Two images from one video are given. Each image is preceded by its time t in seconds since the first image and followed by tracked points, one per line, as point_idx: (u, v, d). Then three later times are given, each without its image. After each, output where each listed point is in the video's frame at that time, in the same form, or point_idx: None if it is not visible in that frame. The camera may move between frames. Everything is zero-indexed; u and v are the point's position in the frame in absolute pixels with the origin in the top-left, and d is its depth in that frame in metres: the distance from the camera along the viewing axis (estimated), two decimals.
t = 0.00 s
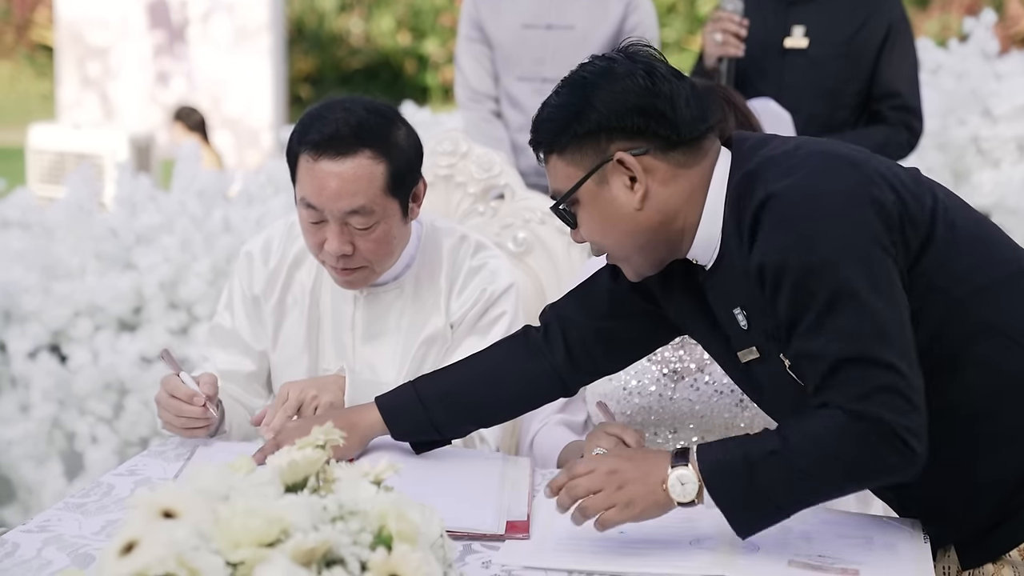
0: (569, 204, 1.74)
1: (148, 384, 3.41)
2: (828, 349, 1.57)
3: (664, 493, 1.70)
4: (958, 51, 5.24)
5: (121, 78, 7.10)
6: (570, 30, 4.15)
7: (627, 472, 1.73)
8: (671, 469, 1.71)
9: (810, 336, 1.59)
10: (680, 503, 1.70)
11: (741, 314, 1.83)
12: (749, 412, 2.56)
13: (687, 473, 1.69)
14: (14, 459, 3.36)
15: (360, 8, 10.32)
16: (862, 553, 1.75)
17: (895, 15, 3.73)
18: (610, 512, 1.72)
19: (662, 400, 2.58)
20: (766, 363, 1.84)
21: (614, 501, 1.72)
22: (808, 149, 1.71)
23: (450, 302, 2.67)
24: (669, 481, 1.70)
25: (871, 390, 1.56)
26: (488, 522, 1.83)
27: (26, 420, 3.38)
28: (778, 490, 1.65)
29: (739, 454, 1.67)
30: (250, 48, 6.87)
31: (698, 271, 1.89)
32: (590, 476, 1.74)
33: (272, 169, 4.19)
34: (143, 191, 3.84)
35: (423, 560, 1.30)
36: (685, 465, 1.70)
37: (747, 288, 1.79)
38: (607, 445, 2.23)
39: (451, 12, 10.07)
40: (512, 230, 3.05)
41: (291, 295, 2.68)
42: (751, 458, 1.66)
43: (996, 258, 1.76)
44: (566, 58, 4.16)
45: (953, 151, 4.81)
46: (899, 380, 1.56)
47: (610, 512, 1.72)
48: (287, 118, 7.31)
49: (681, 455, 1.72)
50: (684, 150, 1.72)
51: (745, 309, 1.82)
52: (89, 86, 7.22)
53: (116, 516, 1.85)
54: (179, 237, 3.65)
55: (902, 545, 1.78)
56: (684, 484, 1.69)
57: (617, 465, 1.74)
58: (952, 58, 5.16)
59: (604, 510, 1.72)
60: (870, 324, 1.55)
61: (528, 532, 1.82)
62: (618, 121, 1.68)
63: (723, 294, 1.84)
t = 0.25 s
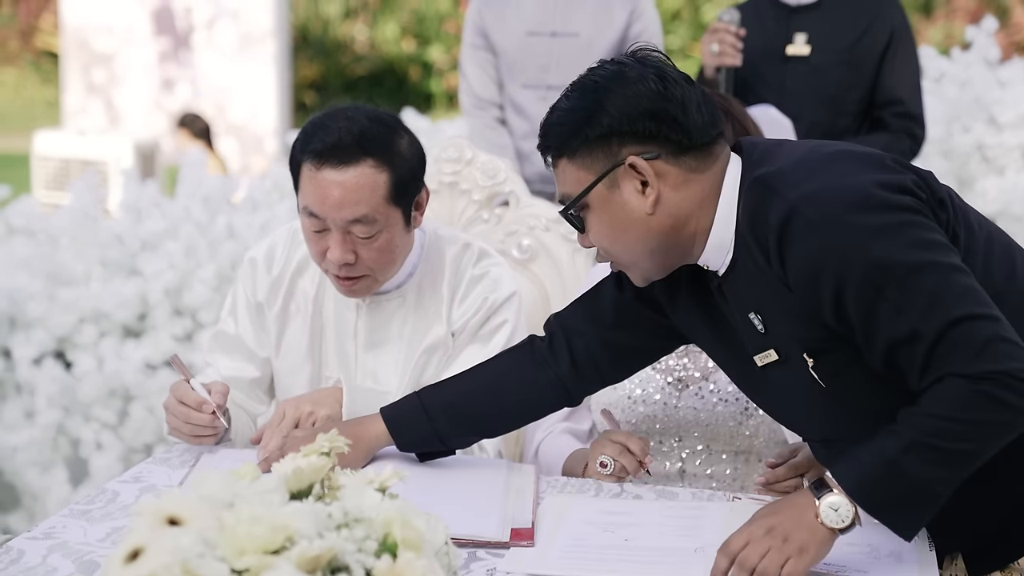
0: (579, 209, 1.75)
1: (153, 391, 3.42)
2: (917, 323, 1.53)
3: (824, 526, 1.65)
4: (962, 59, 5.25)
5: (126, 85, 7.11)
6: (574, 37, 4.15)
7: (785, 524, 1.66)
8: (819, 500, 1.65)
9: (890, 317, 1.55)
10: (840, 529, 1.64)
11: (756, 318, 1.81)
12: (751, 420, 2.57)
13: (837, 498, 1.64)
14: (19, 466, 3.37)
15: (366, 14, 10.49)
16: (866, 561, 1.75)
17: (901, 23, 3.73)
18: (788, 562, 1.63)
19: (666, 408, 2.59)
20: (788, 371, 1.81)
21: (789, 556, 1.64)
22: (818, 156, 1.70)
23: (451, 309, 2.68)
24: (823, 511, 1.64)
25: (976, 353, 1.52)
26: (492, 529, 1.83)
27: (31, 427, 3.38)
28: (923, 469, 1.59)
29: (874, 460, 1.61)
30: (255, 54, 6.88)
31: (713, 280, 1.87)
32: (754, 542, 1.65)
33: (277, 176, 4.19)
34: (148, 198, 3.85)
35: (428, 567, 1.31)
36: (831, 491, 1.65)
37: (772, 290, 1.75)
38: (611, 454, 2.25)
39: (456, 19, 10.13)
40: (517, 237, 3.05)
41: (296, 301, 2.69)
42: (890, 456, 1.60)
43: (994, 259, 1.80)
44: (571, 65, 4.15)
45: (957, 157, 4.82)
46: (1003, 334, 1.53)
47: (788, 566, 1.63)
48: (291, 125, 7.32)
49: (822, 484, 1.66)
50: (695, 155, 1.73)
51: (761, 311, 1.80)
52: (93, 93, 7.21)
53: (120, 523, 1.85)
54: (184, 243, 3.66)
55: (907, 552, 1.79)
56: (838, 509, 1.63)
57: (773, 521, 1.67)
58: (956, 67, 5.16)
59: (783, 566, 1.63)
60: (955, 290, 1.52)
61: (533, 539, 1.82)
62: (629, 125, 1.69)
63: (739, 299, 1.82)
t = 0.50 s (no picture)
0: (597, 190, 1.73)
1: (157, 385, 3.43)
2: (942, 312, 1.53)
3: (844, 522, 1.65)
4: (965, 53, 5.24)
5: (129, 79, 7.11)
6: (577, 31, 4.14)
7: (802, 520, 1.66)
8: (838, 496, 1.65)
9: (912, 305, 1.55)
10: (858, 524, 1.64)
11: (776, 303, 1.79)
12: (752, 415, 2.57)
13: (858, 494, 1.64)
14: (23, 459, 3.37)
15: (368, 8, 10.39)
16: (870, 553, 1.76)
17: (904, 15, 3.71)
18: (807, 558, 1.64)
19: (667, 405, 2.60)
20: (805, 356, 1.80)
21: (806, 553, 1.64)
22: (845, 142, 1.70)
23: (456, 302, 2.69)
24: (841, 507, 1.64)
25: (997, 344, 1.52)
26: (496, 521, 1.84)
27: (35, 420, 3.38)
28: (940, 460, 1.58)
29: (894, 454, 1.60)
30: (259, 49, 6.89)
31: (731, 266, 1.86)
32: (771, 541, 1.65)
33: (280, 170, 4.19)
34: (151, 192, 3.86)
35: (433, 561, 1.31)
36: (850, 487, 1.65)
37: (795, 274, 1.75)
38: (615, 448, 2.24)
39: (459, 13, 10.01)
40: (520, 231, 3.06)
41: (301, 290, 2.70)
42: (910, 451, 1.59)
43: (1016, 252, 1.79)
44: (574, 59, 4.14)
45: (961, 152, 4.66)
46: None
47: (808, 562, 1.64)
48: (295, 120, 7.33)
49: (839, 481, 1.67)
50: (716, 139, 1.72)
51: (780, 296, 1.79)
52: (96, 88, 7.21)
53: (125, 516, 1.86)
54: (187, 237, 3.67)
55: (910, 544, 1.79)
56: (857, 504, 1.64)
57: (790, 518, 1.67)
58: (960, 60, 5.15)
59: (802, 562, 1.64)
60: (979, 280, 1.52)
61: (536, 532, 1.83)
62: (651, 106, 1.68)
63: (757, 284, 1.81)
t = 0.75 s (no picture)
0: (621, 172, 1.74)
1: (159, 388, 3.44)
2: (958, 312, 1.53)
3: (846, 525, 1.63)
4: (966, 55, 5.24)
5: (131, 82, 7.11)
6: (579, 34, 4.12)
7: (805, 522, 1.64)
8: (840, 498, 1.63)
9: (929, 302, 1.55)
10: (862, 527, 1.63)
11: (797, 293, 1.79)
12: (753, 421, 2.55)
13: (860, 496, 1.62)
14: (25, 462, 3.37)
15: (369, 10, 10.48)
16: (872, 555, 1.76)
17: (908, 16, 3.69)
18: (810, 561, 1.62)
19: (666, 410, 2.59)
20: (821, 348, 1.79)
21: (807, 557, 1.62)
22: (877, 137, 1.71)
23: (467, 307, 2.68)
24: (844, 510, 1.63)
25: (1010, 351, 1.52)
26: (497, 523, 1.84)
27: (37, 422, 3.38)
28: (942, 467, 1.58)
29: (898, 458, 1.60)
30: (260, 51, 6.95)
31: (753, 255, 1.86)
32: (773, 543, 1.63)
33: (282, 173, 4.19)
34: (152, 195, 3.87)
35: (435, 563, 1.31)
36: (852, 488, 1.63)
37: (817, 265, 1.75)
38: (620, 440, 2.24)
39: (461, 15, 10.05)
40: (522, 233, 3.05)
41: (313, 286, 2.68)
42: (914, 456, 1.59)
43: None
44: (576, 61, 4.13)
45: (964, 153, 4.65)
46: None
47: (811, 565, 1.62)
48: (296, 122, 7.33)
49: (842, 482, 1.64)
50: (743, 127, 1.72)
51: (802, 287, 1.78)
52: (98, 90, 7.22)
53: (128, 519, 1.86)
54: (190, 241, 3.66)
55: (912, 546, 1.79)
56: (860, 507, 1.62)
57: (793, 520, 1.65)
58: (962, 62, 5.15)
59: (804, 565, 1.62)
60: (998, 285, 1.52)
61: (538, 534, 1.83)
62: (679, 91, 1.69)
63: (779, 275, 1.81)
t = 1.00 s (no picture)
0: (668, 126, 1.58)
1: (157, 388, 3.45)
2: (982, 304, 1.48)
3: (841, 527, 1.56)
4: (965, 58, 5.25)
5: (129, 83, 7.10)
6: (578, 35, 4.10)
7: (802, 524, 1.57)
8: (835, 499, 1.56)
9: (954, 289, 1.50)
10: (858, 528, 1.55)
11: (830, 266, 1.70)
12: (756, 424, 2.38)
13: (854, 498, 1.54)
14: (24, 462, 3.36)
15: (368, 11, 10.55)
16: (869, 558, 1.76)
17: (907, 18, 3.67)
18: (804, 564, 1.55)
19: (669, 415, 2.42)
20: (845, 325, 1.71)
21: (803, 559, 1.55)
22: (929, 114, 1.63)
23: (472, 314, 2.55)
24: (839, 512, 1.55)
25: None
26: (494, 524, 1.84)
27: (35, 423, 3.38)
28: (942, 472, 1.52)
29: (899, 462, 1.54)
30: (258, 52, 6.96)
31: (786, 223, 1.77)
32: (770, 544, 1.57)
33: (280, 174, 4.19)
34: (151, 196, 3.87)
35: (432, 565, 1.31)
36: (847, 490, 1.55)
37: (851, 241, 1.66)
38: (611, 452, 2.19)
39: (460, 17, 10.06)
40: (519, 235, 3.05)
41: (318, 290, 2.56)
42: (913, 461, 1.53)
43: None
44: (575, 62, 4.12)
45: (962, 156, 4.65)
46: None
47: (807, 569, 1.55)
48: (295, 123, 7.33)
49: (840, 483, 1.57)
50: (799, 87, 1.58)
51: (836, 259, 1.69)
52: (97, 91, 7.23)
53: (125, 520, 1.86)
54: (188, 241, 3.69)
55: (910, 549, 1.79)
56: (855, 510, 1.54)
57: (791, 521, 1.58)
58: (960, 64, 5.15)
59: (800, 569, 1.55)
60: None
61: (535, 536, 1.83)
62: (736, 45, 1.55)
63: (812, 244, 1.72)
